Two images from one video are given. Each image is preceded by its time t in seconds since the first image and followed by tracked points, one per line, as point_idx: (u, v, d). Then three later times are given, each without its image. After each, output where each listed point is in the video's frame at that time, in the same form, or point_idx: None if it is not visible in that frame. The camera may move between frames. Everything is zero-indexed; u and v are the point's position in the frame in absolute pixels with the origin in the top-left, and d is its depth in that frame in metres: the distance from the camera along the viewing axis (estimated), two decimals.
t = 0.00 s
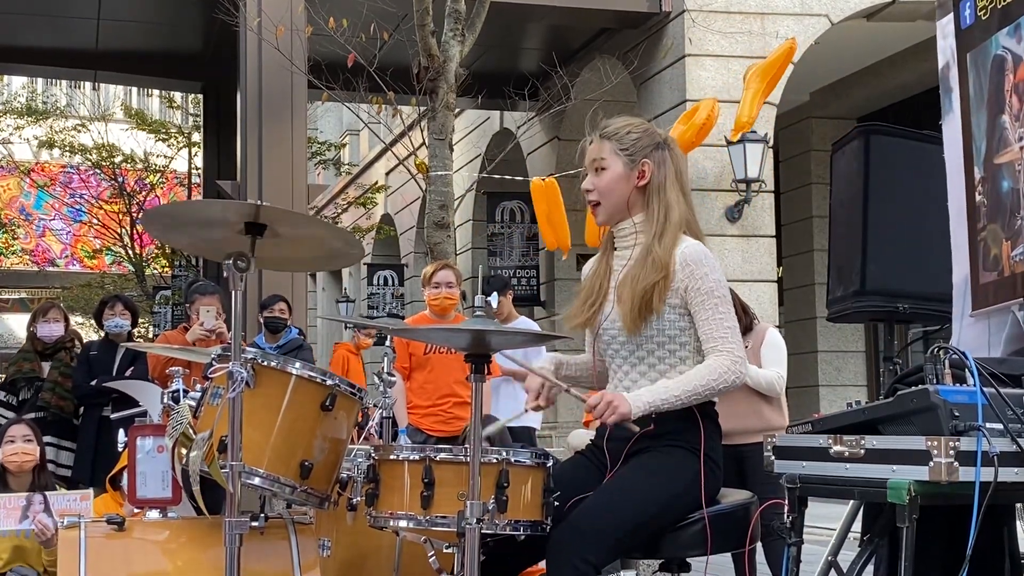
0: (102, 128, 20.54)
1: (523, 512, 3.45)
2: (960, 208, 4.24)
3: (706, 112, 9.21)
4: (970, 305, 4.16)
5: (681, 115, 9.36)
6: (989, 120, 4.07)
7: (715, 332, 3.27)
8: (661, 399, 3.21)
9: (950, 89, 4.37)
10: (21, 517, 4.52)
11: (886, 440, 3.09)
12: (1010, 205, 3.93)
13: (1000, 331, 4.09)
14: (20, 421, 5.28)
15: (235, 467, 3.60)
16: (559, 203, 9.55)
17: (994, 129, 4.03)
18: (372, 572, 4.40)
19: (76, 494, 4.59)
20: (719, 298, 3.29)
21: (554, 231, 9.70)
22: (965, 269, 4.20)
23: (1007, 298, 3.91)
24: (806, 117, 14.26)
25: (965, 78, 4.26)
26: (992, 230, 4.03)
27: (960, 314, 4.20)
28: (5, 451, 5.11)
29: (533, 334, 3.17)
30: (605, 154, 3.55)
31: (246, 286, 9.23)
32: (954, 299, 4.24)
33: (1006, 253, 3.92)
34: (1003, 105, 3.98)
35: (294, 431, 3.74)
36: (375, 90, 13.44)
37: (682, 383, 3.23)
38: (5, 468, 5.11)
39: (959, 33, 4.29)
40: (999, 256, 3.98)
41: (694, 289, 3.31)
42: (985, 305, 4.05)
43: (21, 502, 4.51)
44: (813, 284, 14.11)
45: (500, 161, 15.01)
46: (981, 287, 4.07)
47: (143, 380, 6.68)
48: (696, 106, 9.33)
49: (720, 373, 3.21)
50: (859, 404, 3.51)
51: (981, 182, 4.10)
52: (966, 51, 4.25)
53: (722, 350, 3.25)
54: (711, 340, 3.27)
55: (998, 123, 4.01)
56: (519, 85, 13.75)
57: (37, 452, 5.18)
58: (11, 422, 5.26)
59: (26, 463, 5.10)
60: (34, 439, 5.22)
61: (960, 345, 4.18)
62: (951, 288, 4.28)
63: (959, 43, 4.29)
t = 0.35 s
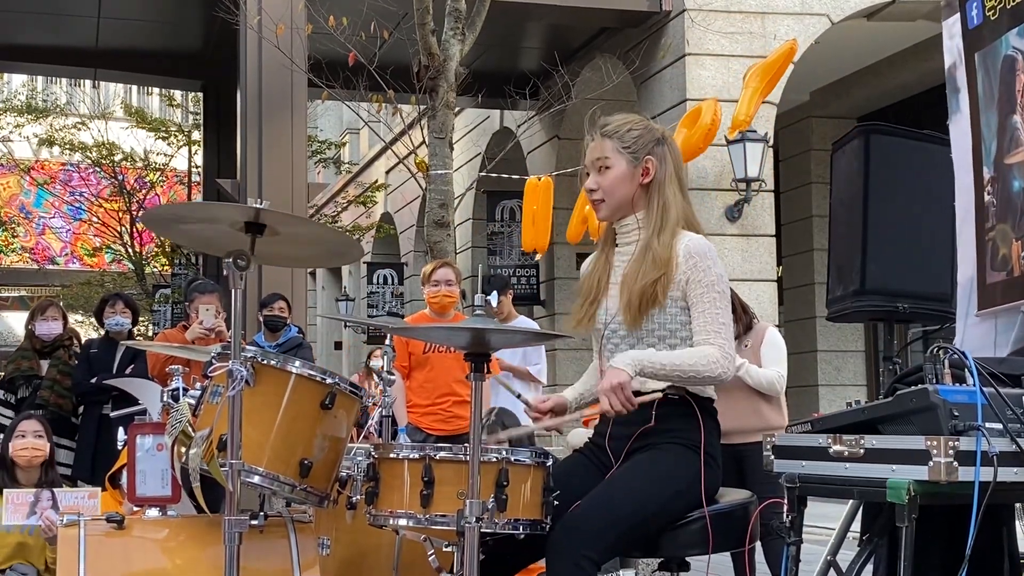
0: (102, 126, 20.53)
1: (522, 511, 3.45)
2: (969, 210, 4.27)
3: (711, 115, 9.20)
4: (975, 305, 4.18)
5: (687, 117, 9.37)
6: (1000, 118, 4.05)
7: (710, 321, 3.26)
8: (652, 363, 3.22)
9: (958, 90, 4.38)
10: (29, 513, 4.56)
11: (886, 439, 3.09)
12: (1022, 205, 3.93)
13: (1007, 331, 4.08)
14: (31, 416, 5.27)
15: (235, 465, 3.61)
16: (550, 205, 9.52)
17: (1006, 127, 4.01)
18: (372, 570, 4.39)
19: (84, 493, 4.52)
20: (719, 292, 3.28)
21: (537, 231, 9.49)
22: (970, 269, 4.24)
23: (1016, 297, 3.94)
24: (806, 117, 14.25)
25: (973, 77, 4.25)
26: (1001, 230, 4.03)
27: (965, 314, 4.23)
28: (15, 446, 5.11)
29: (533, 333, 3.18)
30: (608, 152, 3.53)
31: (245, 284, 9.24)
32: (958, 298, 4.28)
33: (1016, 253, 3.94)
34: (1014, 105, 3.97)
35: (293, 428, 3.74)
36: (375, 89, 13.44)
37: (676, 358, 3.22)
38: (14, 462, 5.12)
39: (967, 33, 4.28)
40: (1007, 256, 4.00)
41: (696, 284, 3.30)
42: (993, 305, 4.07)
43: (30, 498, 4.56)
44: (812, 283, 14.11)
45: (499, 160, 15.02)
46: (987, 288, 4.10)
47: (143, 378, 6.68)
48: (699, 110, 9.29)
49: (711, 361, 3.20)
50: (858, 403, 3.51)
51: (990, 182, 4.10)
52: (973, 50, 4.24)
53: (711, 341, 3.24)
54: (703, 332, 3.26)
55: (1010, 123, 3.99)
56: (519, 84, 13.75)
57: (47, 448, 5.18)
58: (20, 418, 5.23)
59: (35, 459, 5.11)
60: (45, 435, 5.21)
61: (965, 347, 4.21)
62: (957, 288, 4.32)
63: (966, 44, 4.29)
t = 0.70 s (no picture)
0: (103, 125, 20.54)
1: (521, 510, 3.45)
2: (963, 211, 4.31)
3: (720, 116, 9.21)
4: (972, 305, 4.21)
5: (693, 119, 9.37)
6: (998, 118, 4.12)
7: (716, 331, 3.27)
8: (663, 398, 3.21)
9: (956, 90, 4.45)
10: (35, 515, 4.57)
11: (886, 439, 3.09)
12: (1019, 205, 3.99)
13: (1005, 330, 4.13)
14: (39, 415, 5.27)
15: (235, 464, 3.61)
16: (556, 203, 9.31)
17: (1004, 128, 4.08)
18: (372, 570, 4.38)
19: (90, 495, 4.62)
20: (718, 296, 3.29)
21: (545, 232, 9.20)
22: (967, 269, 4.25)
23: (1013, 297, 3.98)
24: (806, 117, 14.26)
25: (971, 78, 4.33)
26: (998, 230, 4.08)
27: (961, 315, 4.24)
28: (24, 445, 5.10)
29: (533, 333, 3.18)
30: (608, 153, 3.54)
31: (245, 283, 9.25)
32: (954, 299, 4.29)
33: (1014, 254, 3.99)
34: (1013, 105, 4.03)
35: (293, 429, 3.74)
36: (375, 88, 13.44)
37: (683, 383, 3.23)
38: (22, 460, 5.10)
39: (966, 33, 4.36)
40: (1004, 256, 4.05)
41: (694, 289, 3.31)
42: (991, 304, 4.09)
43: (36, 500, 4.56)
44: (812, 283, 14.11)
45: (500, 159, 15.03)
46: (985, 288, 4.14)
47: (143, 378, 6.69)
48: (708, 109, 9.28)
49: (719, 372, 3.21)
50: (858, 402, 3.52)
51: (987, 182, 4.15)
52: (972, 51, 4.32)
53: (722, 348, 3.26)
54: (712, 339, 3.28)
55: (1008, 123, 4.06)
56: (519, 84, 13.76)
57: (55, 449, 5.18)
58: (30, 417, 5.25)
59: (43, 459, 5.11)
60: (54, 436, 5.21)
61: (960, 345, 4.24)
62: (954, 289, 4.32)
63: (965, 44, 4.36)
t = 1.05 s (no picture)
0: (103, 124, 20.53)
1: (521, 509, 3.45)
2: (954, 209, 4.31)
3: (716, 113, 9.12)
4: (964, 304, 4.20)
5: (692, 115, 9.31)
6: (987, 117, 4.12)
7: (718, 328, 3.27)
8: (663, 390, 3.21)
9: (944, 89, 4.44)
10: (25, 513, 4.57)
11: (885, 438, 3.09)
12: (1007, 205, 4.01)
13: (999, 331, 4.11)
14: (27, 414, 5.29)
15: (234, 463, 3.61)
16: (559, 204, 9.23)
17: (992, 127, 4.09)
18: (371, 569, 4.38)
19: (77, 487, 4.61)
20: (720, 293, 3.29)
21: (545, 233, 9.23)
22: (958, 268, 4.26)
23: (1005, 297, 3.98)
24: (806, 117, 14.26)
25: (958, 77, 4.34)
26: (987, 230, 4.10)
27: (953, 315, 4.24)
28: (12, 443, 5.10)
29: (532, 331, 3.17)
30: (612, 151, 3.51)
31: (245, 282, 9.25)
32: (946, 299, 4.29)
33: (1003, 253, 4.02)
34: (1001, 104, 4.04)
35: (293, 428, 3.74)
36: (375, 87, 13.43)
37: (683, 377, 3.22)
38: (11, 460, 5.10)
39: (953, 32, 4.36)
40: (994, 256, 4.07)
41: (696, 285, 3.31)
42: (984, 304, 4.10)
43: (23, 499, 4.57)
44: (812, 283, 14.11)
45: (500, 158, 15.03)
46: (977, 287, 4.14)
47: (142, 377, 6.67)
48: (706, 107, 9.25)
49: (719, 367, 3.21)
50: (858, 402, 3.52)
51: (976, 181, 4.16)
52: (959, 50, 4.32)
53: (721, 345, 3.25)
54: (711, 336, 3.28)
55: (997, 122, 4.06)
56: (519, 83, 13.75)
57: (44, 446, 5.18)
58: (15, 416, 5.26)
59: (32, 456, 5.11)
60: (41, 432, 5.22)
61: (954, 343, 4.23)
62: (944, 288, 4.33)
63: (951, 43, 4.37)
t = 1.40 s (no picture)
0: (103, 124, 20.53)
1: (521, 509, 3.45)
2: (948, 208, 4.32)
3: (718, 114, 9.00)
4: (958, 303, 4.19)
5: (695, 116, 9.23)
6: (982, 117, 4.13)
7: (715, 325, 3.27)
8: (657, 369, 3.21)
9: (937, 88, 4.44)
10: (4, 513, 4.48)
11: (886, 438, 3.09)
12: (1004, 204, 4.02)
13: (990, 330, 4.09)
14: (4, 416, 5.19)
15: (235, 463, 3.61)
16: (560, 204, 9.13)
17: (987, 126, 4.10)
18: (371, 567, 4.38)
19: (57, 487, 4.63)
20: (718, 293, 3.29)
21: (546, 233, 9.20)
22: (952, 268, 4.27)
23: (1000, 297, 3.98)
24: (806, 116, 14.26)
25: (953, 76, 4.33)
26: (982, 229, 4.12)
27: (948, 314, 4.22)
28: None
29: (532, 331, 3.17)
30: (619, 154, 3.51)
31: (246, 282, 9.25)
32: (941, 299, 4.28)
33: (1000, 252, 4.00)
34: (998, 104, 4.04)
35: (293, 427, 3.74)
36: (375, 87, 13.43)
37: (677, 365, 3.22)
38: None
39: (948, 31, 4.36)
40: (989, 255, 4.07)
41: (695, 284, 3.31)
42: (978, 303, 4.08)
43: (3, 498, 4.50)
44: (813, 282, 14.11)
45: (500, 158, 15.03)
46: (971, 287, 4.14)
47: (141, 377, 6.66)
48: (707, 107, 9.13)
49: (716, 361, 3.21)
50: (859, 402, 3.52)
51: (969, 180, 4.19)
52: (954, 50, 4.32)
53: (719, 341, 3.25)
54: (709, 332, 3.27)
55: (992, 121, 4.07)
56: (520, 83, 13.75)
57: (25, 448, 5.07)
58: None
59: (13, 459, 5.00)
60: (21, 436, 5.13)
61: (949, 343, 4.22)
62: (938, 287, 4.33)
63: (946, 42, 4.37)
